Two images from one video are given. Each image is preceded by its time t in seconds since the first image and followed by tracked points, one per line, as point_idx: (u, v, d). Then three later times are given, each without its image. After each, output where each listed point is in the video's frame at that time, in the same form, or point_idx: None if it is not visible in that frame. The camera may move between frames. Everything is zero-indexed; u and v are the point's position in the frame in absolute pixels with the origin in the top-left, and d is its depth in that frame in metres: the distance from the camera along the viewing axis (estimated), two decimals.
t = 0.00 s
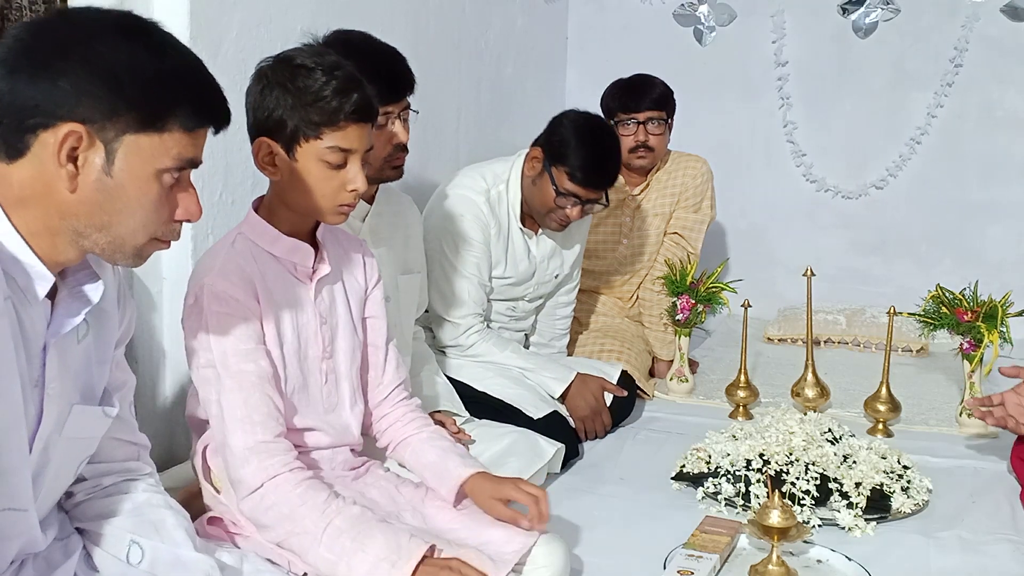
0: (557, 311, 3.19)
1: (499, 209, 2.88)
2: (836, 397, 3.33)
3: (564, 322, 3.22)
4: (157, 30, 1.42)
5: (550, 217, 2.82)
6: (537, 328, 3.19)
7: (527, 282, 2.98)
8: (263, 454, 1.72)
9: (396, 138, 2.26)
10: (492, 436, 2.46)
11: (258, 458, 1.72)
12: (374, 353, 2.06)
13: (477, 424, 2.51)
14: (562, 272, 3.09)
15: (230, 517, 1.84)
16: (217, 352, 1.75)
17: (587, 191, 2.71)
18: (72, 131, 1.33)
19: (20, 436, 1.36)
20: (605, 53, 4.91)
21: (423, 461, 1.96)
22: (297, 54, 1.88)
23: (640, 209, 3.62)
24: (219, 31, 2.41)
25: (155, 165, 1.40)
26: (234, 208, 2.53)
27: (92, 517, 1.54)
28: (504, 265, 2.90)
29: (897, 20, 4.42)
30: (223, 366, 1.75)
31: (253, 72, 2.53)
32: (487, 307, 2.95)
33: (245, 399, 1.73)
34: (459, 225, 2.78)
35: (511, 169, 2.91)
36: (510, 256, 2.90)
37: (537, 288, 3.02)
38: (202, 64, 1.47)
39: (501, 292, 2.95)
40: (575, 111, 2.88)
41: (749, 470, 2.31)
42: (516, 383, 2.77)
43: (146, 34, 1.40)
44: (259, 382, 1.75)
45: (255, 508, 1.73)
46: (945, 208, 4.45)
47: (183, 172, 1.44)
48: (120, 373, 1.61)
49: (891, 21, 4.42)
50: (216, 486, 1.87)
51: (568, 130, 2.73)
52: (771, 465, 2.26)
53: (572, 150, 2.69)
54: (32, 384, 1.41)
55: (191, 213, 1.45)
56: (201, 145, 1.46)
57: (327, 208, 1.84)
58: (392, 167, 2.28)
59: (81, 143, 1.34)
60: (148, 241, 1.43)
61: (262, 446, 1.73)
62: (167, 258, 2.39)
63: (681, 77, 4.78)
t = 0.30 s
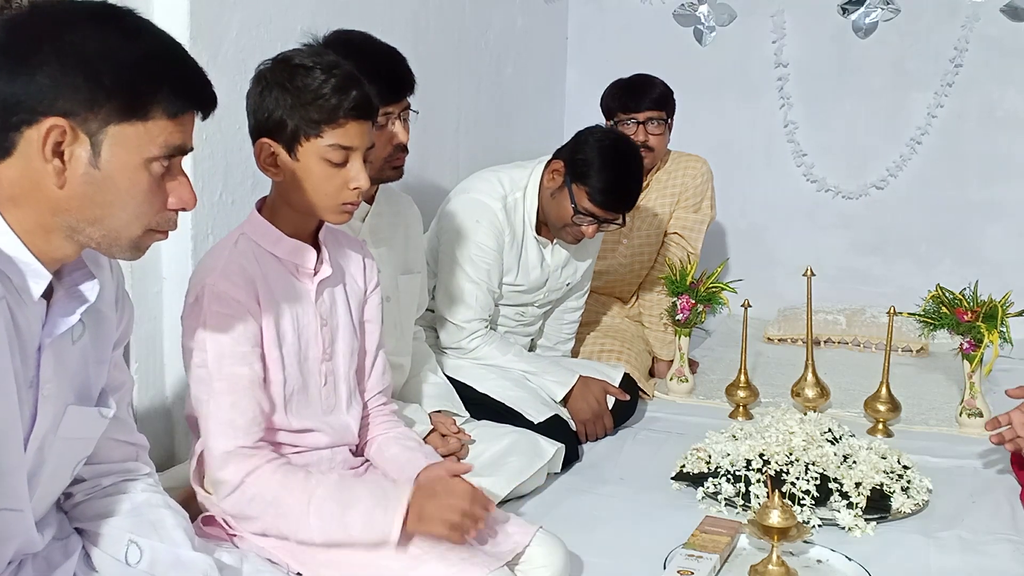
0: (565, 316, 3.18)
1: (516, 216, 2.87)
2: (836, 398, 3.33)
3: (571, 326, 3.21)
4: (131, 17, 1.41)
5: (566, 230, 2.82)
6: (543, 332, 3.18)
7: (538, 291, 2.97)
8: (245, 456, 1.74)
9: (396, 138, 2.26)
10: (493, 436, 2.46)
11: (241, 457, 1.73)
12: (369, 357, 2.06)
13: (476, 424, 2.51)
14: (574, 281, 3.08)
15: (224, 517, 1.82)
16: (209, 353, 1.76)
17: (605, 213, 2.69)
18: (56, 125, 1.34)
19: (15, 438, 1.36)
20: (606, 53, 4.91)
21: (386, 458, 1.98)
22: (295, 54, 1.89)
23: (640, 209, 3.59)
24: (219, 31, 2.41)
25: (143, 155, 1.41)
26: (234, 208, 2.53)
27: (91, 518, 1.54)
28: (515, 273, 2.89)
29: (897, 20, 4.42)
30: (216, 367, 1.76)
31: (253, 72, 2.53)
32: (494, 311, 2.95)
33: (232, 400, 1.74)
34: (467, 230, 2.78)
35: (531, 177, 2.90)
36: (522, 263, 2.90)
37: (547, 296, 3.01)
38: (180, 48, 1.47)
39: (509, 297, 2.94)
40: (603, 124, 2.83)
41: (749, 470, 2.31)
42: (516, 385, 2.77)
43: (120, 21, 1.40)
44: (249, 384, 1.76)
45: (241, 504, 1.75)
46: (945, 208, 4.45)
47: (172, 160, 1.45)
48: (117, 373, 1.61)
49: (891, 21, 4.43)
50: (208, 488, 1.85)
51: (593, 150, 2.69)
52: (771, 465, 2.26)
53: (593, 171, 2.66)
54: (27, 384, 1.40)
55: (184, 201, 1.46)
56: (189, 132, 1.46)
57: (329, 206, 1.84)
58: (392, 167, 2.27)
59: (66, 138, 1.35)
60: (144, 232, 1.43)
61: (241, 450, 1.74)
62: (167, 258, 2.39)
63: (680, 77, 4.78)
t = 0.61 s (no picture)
0: (558, 312, 3.18)
1: (506, 212, 2.87)
2: (836, 397, 3.33)
3: (566, 322, 3.22)
4: (143, 23, 1.41)
5: (556, 223, 2.82)
6: (538, 329, 3.18)
7: (530, 286, 2.97)
8: (244, 454, 1.75)
9: (396, 139, 2.26)
10: (493, 436, 2.46)
11: (239, 456, 1.75)
12: (368, 359, 2.07)
13: (476, 424, 2.51)
14: (566, 275, 3.08)
15: (224, 518, 1.83)
16: (208, 353, 1.76)
17: (593, 202, 2.70)
18: (77, 138, 1.34)
19: (16, 439, 1.36)
20: (606, 53, 4.91)
21: (389, 465, 1.99)
22: (295, 53, 1.90)
23: (640, 209, 3.61)
24: (219, 31, 2.41)
25: (157, 164, 1.41)
26: (234, 208, 2.53)
27: (90, 518, 1.54)
28: (508, 270, 2.90)
29: (897, 20, 4.42)
30: (215, 367, 1.75)
31: (253, 72, 2.54)
32: (489, 309, 2.95)
33: (230, 400, 1.75)
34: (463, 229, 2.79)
35: (519, 175, 2.89)
36: (514, 260, 2.90)
37: (539, 292, 3.01)
38: (191, 55, 1.46)
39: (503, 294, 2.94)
40: (591, 120, 2.85)
41: (749, 471, 2.31)
42: (516, 384, 2.77)
43: (134, 28, 1.39)
44: (247, 384, 1.76)
45: (240, 500, 1.76)
46: (945, 208, 4.45)
47: (182, 169, 1.46)
48: (118, 375, 1.61)
49: (891, 21, 4.43)
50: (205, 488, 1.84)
51: (581, 142, 2.70)
52: (771, 465, 2.26)
53: (583, 162, 2.68)
54: (28, 386, 1.40)
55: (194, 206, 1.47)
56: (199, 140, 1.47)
57: (331, 203, 1.84)
58: (393, 168, 2.27)
59: (85, 150, 1.35)
60: (153, 238, 1.44)
61: (239, 450, 1.75)
62: (167, 258, 2.39)
63: (680, 77, 4.78)
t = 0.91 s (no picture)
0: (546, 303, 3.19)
1: (483, 197, 2.91)
2: (836, 397, 3.33)
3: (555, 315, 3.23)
4: (144, 25, 1.41)
5: (532, 196, 2.86)
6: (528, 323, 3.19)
7: (511, 271, 2.99)
8: (247, 454, 1.75)
9: (396, 140, 2.25)
10: (492, 436, 2.46)
11: (242, 456, 1.75)
12: (369, 359, 2.07)
13: (477, 424, 2.51)
14: (546, 262, 3.11)
15: (224, 518, 1.83)
16: (210, 352, 1.76)
17: (568, 163, 2.77)
18: (67, 132, 1.33)
19: (17, 439, 1.36)
20: (606, 53, 4.91)
21: (389, 467, 1.99)
22: (296, 55, 1.90)
23: (639, 209, 3.61)
24: (219, 31, 2.41)
25: (152, 162, 1.41)
26: (234, 208, 2.53)
27: (90, 519, 1.54)
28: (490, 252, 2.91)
29: (897, 20, 4.42)
30: (217, 367, 1.76)
31: (253, 72, 2.54)
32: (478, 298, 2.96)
33: (233, 400, 1.75)
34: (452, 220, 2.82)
35: (491, 163, 2.93)
36: (496, 244, 2.93)
37: (522, 278, 3.04)
38: (192, 56, 1.47)
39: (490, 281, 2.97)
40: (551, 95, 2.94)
41: (749, 471, 2.31)
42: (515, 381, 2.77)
43: (133, 29, 1.39)
44: (249, 384, 1.77)
45: (241, 500, 1.76)
46: (946, 208, 4.44)
47: (179, 169, 1.45)
48: (118, 376, 1.61)
49: (891, 21, 4.43)
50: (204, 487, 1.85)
51: (549, 109, 2.79)
52: (771, 465, 2.26)
53: (554, 125, 2.76)
54: (29, 387, 1.40)
55: (192, 207, 1.45)
56: (196, 140, 1.47)
57: (341, 202, 1.85)
58: (393, 167, 2.28)
59: (76, 144, 1.35)
60: (150, 239, 1.43)
61: (241, 451, 1.75)
62: (167, 259, 2.39)
63: (681, 77, 4.78)
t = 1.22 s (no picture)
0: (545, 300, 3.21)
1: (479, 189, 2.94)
2: (836, 398, 3.33)
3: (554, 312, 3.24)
4: (131, 18, 1.42)
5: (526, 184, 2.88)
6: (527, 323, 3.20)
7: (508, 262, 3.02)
8: (248, 454, 1.75)
9: (396, 139, 2.24)
10: (492, 437, 2.46)
11: (242, 455, 1.75)
12: (369, 358, 2.07)
13: (477, 424, 2.51)
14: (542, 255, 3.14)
15: (224, 518, 1.83)
16: (211, 352, 1.76)
17: (561, 148, 2.77)
18: (54, 125, 1.33)
19: (16, 439, 1.36)
20: (606, 53, 4.91)
21: (389, 467, 1.99)
22: (296, 55, 1.90)
23: (639, 209, 3.61)
24: (219, 30, 2.41)
25: (142, 154, 1.41)
26: (234, 208, 2.53)
27: (90, 519, 1.53)
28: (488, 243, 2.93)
29: (897, 20, 4.43)
30: (218, 366, 1.76)
31: (254, 72, 2.54)
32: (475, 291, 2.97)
33: (234, 400, 1.75)
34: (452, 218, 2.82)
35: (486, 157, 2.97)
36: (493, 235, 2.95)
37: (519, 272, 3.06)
38: (182, 50, 1.47)
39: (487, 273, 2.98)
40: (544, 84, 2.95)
41: (749, 471, 2.31)
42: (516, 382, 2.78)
43: (117, 22, 1.40)
44: (250, 384, 1.77)
45: (242, 500, 1.76)
46: (946, 208, 4.45)
47: (172, 161, 1.45)
48: (117, 375, 1.61)
49: (891, 21, 4.43)
50: (204, 487, 1.85)
51: (539, 95, 2.78)
52: (771, 465, 2.26)
53: (545, 113, 2.75)
54: (27, 386, 1.40)
55: (188, 200, 1.46)
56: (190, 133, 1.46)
57: (345, 201, 1.85)
58: (393, 167, 2.27)
59: (64, 138, 1.35)
60: (146, 234, 1.43)
61: (242, 450, 1.75)
62: (167, 259, 2.39)
63: (681, 77, 4.78)
